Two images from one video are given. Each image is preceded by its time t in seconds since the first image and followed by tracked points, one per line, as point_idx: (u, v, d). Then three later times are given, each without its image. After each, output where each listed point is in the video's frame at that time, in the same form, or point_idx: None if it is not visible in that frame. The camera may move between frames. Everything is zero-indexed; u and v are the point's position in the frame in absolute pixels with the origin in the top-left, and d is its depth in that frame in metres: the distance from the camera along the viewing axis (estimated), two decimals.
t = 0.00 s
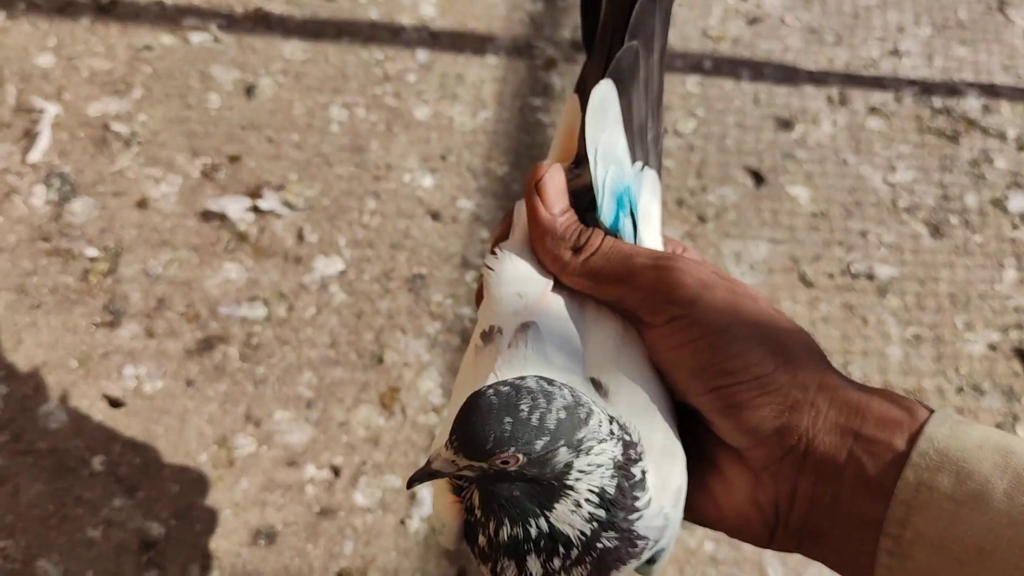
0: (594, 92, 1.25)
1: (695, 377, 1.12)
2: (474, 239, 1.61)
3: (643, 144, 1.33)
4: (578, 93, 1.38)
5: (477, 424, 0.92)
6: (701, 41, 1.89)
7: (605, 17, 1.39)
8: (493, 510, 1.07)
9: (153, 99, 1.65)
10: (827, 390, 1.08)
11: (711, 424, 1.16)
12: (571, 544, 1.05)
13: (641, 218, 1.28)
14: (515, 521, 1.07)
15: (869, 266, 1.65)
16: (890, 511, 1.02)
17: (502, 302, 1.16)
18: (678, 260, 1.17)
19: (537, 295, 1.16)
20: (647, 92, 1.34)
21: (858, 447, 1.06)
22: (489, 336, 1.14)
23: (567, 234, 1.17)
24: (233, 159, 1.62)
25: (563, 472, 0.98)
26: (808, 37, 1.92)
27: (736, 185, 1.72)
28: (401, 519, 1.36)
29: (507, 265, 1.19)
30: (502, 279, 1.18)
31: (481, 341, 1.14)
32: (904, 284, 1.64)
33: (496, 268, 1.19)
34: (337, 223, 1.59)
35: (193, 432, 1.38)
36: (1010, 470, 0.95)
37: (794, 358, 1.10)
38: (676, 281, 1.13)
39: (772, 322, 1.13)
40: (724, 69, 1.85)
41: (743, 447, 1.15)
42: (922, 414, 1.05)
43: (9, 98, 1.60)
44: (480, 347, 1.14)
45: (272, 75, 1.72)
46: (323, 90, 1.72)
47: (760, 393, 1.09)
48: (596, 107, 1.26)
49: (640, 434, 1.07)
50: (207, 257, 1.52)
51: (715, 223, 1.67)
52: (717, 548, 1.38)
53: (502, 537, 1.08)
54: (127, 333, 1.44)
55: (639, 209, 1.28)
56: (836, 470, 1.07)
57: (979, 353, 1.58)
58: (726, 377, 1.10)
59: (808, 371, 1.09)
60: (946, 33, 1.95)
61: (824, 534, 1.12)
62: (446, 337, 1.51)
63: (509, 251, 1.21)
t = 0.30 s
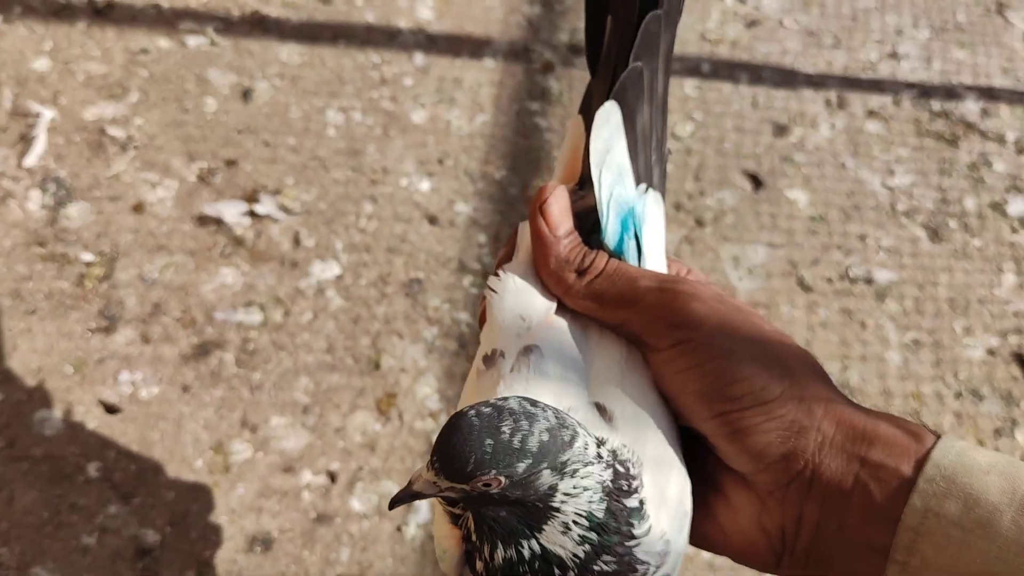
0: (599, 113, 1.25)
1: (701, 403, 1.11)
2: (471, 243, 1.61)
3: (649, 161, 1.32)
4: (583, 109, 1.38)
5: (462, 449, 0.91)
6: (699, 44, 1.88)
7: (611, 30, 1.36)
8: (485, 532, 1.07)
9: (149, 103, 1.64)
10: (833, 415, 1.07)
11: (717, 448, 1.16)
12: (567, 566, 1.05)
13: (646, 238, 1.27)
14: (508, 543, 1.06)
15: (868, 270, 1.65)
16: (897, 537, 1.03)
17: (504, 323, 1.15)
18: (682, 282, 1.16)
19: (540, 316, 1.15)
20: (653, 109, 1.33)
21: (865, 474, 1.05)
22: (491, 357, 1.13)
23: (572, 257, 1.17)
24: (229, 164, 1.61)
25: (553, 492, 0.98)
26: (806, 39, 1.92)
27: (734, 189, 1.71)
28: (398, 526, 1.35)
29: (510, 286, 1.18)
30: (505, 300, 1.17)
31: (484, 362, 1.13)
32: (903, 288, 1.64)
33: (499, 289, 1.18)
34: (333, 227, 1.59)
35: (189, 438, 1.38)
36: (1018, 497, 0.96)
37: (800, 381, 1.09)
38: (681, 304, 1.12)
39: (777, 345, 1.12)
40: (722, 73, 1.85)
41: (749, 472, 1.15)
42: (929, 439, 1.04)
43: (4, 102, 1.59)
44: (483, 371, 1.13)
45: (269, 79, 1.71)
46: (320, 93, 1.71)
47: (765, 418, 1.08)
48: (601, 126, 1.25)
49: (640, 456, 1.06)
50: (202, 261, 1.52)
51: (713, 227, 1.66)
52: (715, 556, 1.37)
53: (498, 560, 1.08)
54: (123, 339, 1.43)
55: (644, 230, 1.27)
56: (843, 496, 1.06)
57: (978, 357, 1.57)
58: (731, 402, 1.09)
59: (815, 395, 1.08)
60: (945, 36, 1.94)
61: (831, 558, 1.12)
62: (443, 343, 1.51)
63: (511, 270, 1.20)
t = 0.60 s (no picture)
0: (609, 107, 1.27)
1: (705, 396, 1.13)
2: (474, 240, 1.63)
3: (655, 157, 1.35)
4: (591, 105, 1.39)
5: (469, 441, 0.92)
6: (700, 43, 1.89)
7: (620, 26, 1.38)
8: (491, 525, 1.09)
9: (154, 101, 1.65)
10: (836, 408, 1.09)
11: (720, 441, 1.18)
12: (573, 560, 1.06)
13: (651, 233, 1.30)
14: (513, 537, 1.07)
15: (867, 268, 1.66)
16: (897, 529, 1.03)
17: (512, 316, 1.16)
18: (688, 277, 1.18)
19: (548, 310, 1.17)
20: (659, 106, 1.35)
21: (866, 466, 1.06)
22: (499, 349, 1.13)
23: (580, 250, 1.18)
24: (234, 161, 1.62)
25: (555, 482, 0.98)
26: (807, 39, 1.93)
27: (735, 187, 1.73)
28: (402, 519, 1.37)
29: (517, 279, 1.19)
30: (513, 294, 1.18)
31: (491, 355, 1.14)
32: (903, 286, 1.65)
33: (506, 281, 1.20)
34: (337, 224, 1.60)
35: (194, 433, 1.39)
36: (1017, 490, 0.97)
37: (804, 375, 1.10)
38: (686, 299, 1.14)
39: (781, 340, 1.14)
40: (723, 72, 1.86)
41: (753, 465, 1.16)
42: (929, 432, 1.06)
43: (11, 99, 1.60)
44: (489, 361, 1.14)
45: (273, 77, 1.72)
46: (324, 92, 1.73)
47: (770, 412, 1.09)
48: (609, 121, 1.27)
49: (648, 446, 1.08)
50: (207, 258, 1.53)
51: (713, 225, 1.68)
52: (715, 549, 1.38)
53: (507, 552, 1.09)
54: (129, 334, 1.44)
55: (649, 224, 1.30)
56: (843, 488, 1.08)
57: (977, 354, 1.59)
58: (736, 395, 1.10)
59: (818, 389, 1.10)
60: (945, 35, 1.96)
61: (831, 551, 1.13)
62: (446, 339, 1.52)
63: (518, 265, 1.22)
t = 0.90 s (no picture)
0: (604, 105, 1.27)
1: (704, 400, 1.13)
2: (473, 242, 1.63)
3: (649, 155, 1.36)
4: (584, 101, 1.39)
5: (614, 494, 0.93)
6: (699, 45, 1.89)
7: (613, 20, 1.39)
8: None
9: (154, 103, 1.65)
10: (833, 412, 1.10)
11: (717, 444, 1.18)
12: None
13: (645, 233, 1.30)
14: None
15: (866, 270, 1.67)
16: (892, 533, 1.04)
17: (507, 321, 1.15)
18: (685, 279, 1.16)
19: (543, 313, 1.16)
20: (654, 105, 1.36)
21: (863, 470, 1.07)
22: (495, 356, 1.13)
23: (574, 253, 1.17)
24: (234, 163, 1.63)
25: (648, 518, 1.01)
26: (806, 41, 1.93)
27: (734, 189, 1.73)
28: (401, 520, 1.37)
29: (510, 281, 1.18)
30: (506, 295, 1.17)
31: (486, 361, 1.14)
32: (901, 287, 1.65)
33: (498, 285, 1.17)
34: (336, 226, 1.60)
35: (193, 434, 1.39)
36: (1013, 492, 0.98)
37: (801, 380, 1.11)
38: (685, 302, 1.13)
39: (778, 344, 1.14)
40: (721, 74, 1.86)
41: (750, 469, 1.17)
42: (925, 435, 1.07)
43: (11, 101, 1.60)
44: (487, 372, 1.13)
45: (273, 80, 1.73)
46: (324, 94, 1.73)
47: (768, 417, 1.10)
48: (605, 119, 1.27)
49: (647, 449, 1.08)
50: (207, 259, 1.53)
51: (712, 227, 1.68)
52: (713, 551, 1.38)
53: (509, 569, 1.07)
54: (129, 336, 1.45)
55: (643, 224, 1.29)
56: (841, 493, 1.08)
57: (976, 355, 1.59)
58: (734, 400, 1.11)
59: (816, 394, 1.11)
60: (943, 38, 1.96)
61: (826, 556, 1.14)
62: (445, 340, 1.52)
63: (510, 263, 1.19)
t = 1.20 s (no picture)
0: (622, 86, 1.26)
1: (714, 385, 1.16)
2: (473, 242, 1.63)
3: (660, 140, 1.37)
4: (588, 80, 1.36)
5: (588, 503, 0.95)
6: (699, 45, 1.89)
7: None
8: None
9: (154, 104, 1.65)
10: (840, 403, 1.13)
11: (723, 431, 1.20)
12: None
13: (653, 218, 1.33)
14: None
15: (866, 271, 1.67)
16: (891, 522, 1.08)
17: (518, 303, 1.14)
18: (699, 268, 1.19)
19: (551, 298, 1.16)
20: (666, 91, 1.36)
21: (867, 459, 1.10)
22: (505, 338, 1.12)
23: (589, 236, 1.18)
24: (234, 163, 1.63)
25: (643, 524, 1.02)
26: (806, 42, 1.93)
27: (733, 189, 1.73)
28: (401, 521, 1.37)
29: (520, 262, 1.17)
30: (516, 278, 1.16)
31: (497, 343, 1.12)
32: (901, 288, 1.65)
33: (511, 266, 1.16)
34: (337, 226, 1.60)
35: (193, 434, 1.39)
36: (1011, 486, 1.03)
37: (811, 370, 1.14)
38: (697, 289, 1.17)
39: (789, 335, 1.18)
40: (721, 74, 1.86)
41: (756, 458, 1.20)
42: (929, 428, 1.11)
43: (11, 102, 1.60)
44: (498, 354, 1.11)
45: (273, 80, 1.73)
46: (324, 94, 1.73)
47: (777, 406, 1.13)
48: (623, 100, 1.26)
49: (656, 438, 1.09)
50: (207, 260, 1.53)
51: (712, 227, 1.68)
52: (714, 551, 1.38)
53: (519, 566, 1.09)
54: (129, 336, 1.45)
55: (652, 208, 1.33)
56: (843, 481, 1.12)
57: (976, 356, 1.59)
58: (744, 388, 1.13)
59: (824, 384, 1.14)
60: (943, 38, 1.96)
61: (827, 544, 1.17)
62: (445, 340, 1.52)
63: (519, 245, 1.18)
